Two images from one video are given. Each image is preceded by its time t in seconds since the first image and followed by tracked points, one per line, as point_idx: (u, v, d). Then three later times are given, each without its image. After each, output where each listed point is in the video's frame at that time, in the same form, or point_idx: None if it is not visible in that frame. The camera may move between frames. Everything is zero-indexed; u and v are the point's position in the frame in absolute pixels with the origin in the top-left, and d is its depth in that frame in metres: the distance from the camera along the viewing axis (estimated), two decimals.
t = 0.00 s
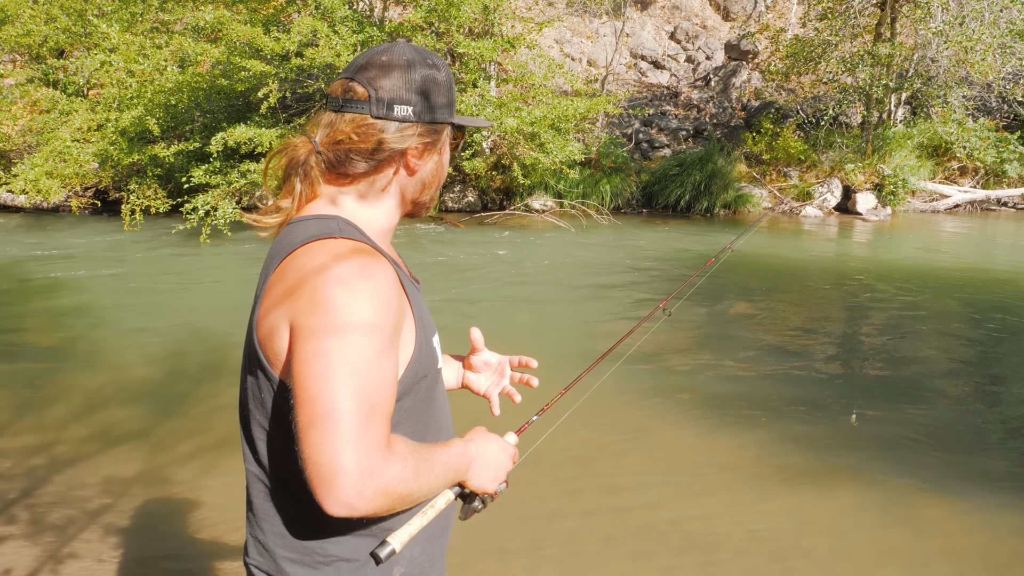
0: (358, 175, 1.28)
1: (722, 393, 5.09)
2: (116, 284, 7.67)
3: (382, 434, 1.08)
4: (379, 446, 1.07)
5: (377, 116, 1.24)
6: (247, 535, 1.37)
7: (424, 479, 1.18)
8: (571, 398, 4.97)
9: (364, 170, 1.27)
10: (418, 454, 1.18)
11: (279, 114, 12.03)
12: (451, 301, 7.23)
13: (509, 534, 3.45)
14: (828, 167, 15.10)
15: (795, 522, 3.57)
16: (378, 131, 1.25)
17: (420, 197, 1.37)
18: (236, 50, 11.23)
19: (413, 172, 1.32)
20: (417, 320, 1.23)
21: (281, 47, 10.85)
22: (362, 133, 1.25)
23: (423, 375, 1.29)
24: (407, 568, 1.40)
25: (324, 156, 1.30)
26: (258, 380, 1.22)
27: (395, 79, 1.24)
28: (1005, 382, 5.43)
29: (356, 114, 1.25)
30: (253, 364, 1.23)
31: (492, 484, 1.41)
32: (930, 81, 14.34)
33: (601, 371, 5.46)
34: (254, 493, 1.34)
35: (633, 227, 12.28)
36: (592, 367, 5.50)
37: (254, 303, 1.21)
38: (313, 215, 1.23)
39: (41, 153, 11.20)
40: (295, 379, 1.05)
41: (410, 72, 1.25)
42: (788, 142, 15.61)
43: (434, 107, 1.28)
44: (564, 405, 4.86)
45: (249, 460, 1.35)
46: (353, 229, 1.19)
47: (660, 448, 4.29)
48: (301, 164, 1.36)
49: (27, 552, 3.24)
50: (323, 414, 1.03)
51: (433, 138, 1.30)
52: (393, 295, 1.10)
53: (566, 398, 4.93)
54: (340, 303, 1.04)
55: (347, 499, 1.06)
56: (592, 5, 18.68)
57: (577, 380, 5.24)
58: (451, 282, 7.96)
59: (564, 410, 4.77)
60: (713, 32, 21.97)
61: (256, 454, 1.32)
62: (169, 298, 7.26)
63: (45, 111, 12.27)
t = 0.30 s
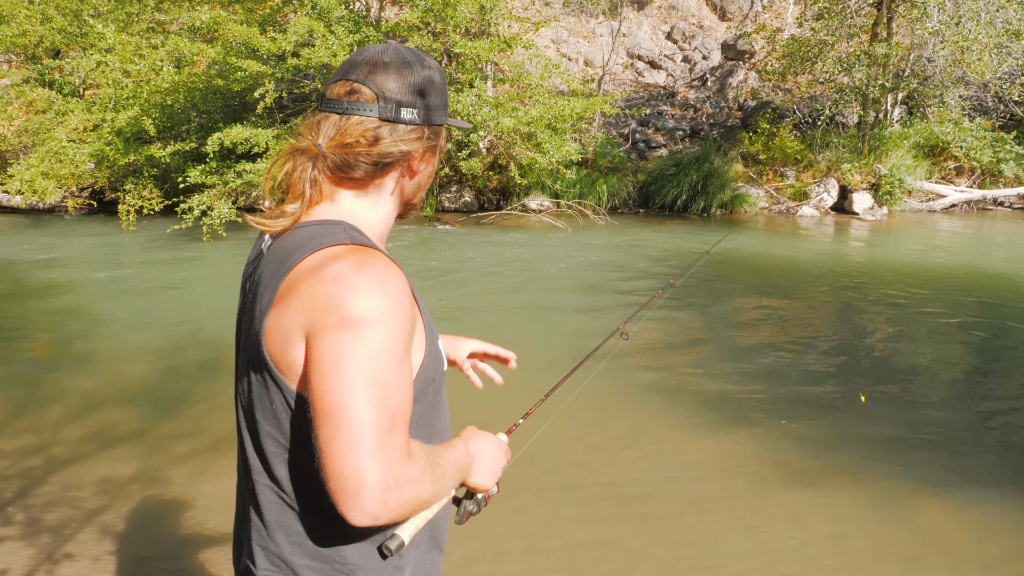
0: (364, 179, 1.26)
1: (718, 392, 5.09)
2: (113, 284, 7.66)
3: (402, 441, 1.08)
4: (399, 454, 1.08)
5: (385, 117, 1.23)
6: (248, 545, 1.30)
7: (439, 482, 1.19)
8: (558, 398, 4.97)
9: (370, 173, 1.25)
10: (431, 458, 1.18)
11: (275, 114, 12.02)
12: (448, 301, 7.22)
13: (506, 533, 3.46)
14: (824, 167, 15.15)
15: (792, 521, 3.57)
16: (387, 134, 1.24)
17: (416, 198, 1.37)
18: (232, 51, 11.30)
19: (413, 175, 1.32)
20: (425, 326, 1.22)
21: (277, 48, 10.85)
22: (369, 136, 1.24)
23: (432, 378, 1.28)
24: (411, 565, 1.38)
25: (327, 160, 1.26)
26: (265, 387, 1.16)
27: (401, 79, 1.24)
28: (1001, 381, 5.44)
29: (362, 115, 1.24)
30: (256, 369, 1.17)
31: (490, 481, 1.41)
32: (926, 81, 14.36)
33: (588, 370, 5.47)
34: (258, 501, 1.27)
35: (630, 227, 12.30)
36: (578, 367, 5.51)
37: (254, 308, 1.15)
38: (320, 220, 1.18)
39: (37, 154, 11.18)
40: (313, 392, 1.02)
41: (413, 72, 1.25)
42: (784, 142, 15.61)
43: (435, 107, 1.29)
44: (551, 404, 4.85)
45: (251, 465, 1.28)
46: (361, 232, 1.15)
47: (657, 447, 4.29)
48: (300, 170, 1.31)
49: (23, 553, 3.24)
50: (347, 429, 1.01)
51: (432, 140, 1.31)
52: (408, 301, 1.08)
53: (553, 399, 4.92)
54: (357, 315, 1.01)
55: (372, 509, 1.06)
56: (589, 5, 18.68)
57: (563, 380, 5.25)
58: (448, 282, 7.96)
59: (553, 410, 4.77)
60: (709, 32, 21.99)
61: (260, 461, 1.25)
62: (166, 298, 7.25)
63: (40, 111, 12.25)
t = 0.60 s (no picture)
0: (364, 176, 1.25)
1: (718, 390, 5.08)
2: (113, 283, 7.65)
3: (399, 448, 1.07)
4: (396, 462, 1.07)
5: (386, 113, 1.23)
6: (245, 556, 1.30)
7: (441, 489, 1.18)
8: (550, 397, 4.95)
9: (371, 170, 1.25)
10: (431, 463, 1.17)
11: (274, 112, 12.01)
12: (447, 299, 7.21)
13: (506, 531, 3.45)
14: (824, 164, 15.15)
15: (792, 519, 3.56)
16: (387, 130, 1.24)
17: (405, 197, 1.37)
18: (230, 49, 11.29)
19: (408, 171, 1.31)
20: (421, 327, 1.21)
21: (276, 46, 10.85)
22: (370, 133, 1.23)
23: (430, 379, 1.27)
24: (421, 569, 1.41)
25: (326, 158, 1.24)
26: (258, 397, 1.15)
27: (401, 75, 1.24)
28: (1001, 378, 5.43)
29: (363, 112, 1.23)
30: (249, 377, 1.16)
31: (506, 475, 1.39)
32: (926, 78, 14.35)
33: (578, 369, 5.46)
34: (254, 513, 1.27)
35: (630, 225, 12.29)
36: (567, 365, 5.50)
37: (246, 316, 1.14)
38: (314, 222, 1.17)
39: (36, 153, 11.16)
40: (306, 401, 1.02)
41: (411, 69, 1.26)
42: (784, 138, 15.58)
43: (429, 105, 1.30)
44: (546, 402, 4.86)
45: (246, 475, 1.28)
46: (353, 233, 1.13)
47: (656, 445, 4.28)
48: (299, 167, 1.27)
49: (23, 552, 3.23)
50: (339, 438, 1.01)
51: (426, 137, 1.32)
52: (402, 304, 1.07)
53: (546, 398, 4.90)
54: (347, 322, 1.00)
55: (367, 520, 1.05)
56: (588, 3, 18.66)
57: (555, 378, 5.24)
58: (448, 280, 7.95)
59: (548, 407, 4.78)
60: (709, 29, 21.96)
61: (254, 472, 1.25)
62: (164, 297, 7.24)
63: (39, 111, 12.24)
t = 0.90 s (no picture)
0: (358, 177, 1.24)
1: (721, 388, 5.08)
2: (116, 283, 7.67)
3: (395, 446, 1.07)
4: (392, 461, 1.06)
5: (382, 115, 1.23)
6: (244, 559, 1.30)
7: (436, 490, 1.18)
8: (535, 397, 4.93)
9: (365, 171, 1.24)
10: (427, 462, 1.17)
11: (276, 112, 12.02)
12: (450, 298, 7.22)
13: (509, 529, 3.45)
14: (827, 161, 15.14)
15: (795, 517, 3.55)
16: (381, 131, 1.24)
17: (394, 199, 1.37)
18: (232, 49, 11.41)
19: (398, 172, 1.31)
20: (420, 326, 1.21)
21: (278, 46, 10.87)
22: (366, 133, 1.23)
23: (431, 377, 1.27)
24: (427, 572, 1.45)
25: (320, 159, 1.23)
26: (253, 398, 1.15)
27: (395, 76, 1.24)
28: (1005, 375, 5.41)
29: (357, 112, 1.23)
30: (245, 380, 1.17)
31: (504, 475, 1.40)
32: (929, 74, 14.32)
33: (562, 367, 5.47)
34: (250, 517, 1.26)
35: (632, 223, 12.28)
36: (552, 362, 5.52)
37: (240, 317, 1.15)
38: (309, 221, 1.16)
39: (39, 153, 11.19)
40: (301, 398, 1.02)
41: (404, 70, 1.26)
42: (787, 136, 15.55)
43: (419, 108, 1.31)
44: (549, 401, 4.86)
45: (241, 480, 1.27)
46: (349, 233, 1.13)
47: (659, 444, 4.28)
48: (292, 169, 1.25)
49: (27, 551, 3.24)
50: (334, 436, 1.01)
51: (417, 140, 1.32)
52: (399, 302, 1.07)
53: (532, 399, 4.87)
54: (342, 319, 1.00)
55: (361, 520, 1.04)
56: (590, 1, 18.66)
57: (540, 375, 5.26)
58: (450, 280, 7.95)
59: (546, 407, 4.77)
60: (711, 27, 21.94)
61: (250, 476, 1.25)
62: (168, 297, 7.26)
63: (43, 111, 12.28)
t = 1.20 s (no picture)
0: (353, 179, 1.24)
1: (727, 387, 5.07)
2: (123, 284, 7.69)
3: (410, 449, 1.07)
4: (410, 463, 1.07)
5: (376, 117, 1.23)
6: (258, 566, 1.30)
7: (449, 489, 1.18)
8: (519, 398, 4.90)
9: (360, 174, 1.24)
10: (437, 463, 1.17)
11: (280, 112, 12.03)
12: (455, 298, 7.22)
13: (516, 529, 3.45)
14: (832, 159, 15.06)
15: (802, 517, 3.54)
16: (376, 133, 1.24)
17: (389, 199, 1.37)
18: (237, 49, 11.36)
19: (393, 174, 1.31)
20: (422, 326, 1.22)
21: (282, 46, 10.89)
22: (361, 135, 1.23)
23: (434, 376, 1.27)
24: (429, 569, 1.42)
25: (315, 162, 1.23)
26: (264, 407, 1.15)
27: (388, 77, 1.24)
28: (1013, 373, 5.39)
29: (351, 115, 1.22)
30: (251, 388, 1.16)
31: (492, 470, 1.40)
32: (935, 71, 14.27)
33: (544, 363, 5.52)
34: (266, 526, 1.26)
35: (637, 222, 12.27)
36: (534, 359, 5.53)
37: (242, 327, 1.13)
38: (306, 227, 1.16)
39: (46, 155, 11.23)
40: (314, 410, 1.02)
41: (396, 70, 1.26)
42: (792, 134, 15.51)
43: (412, 107, 1.30)
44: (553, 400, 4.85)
45: (254, 489, 1.26)
46: (347, 239, 1.13)
47: (665, 443, 4.27)
48: (287, 172, 1.25)
49: (35, 552, 3.25)
50: (352, 443, 1.01)
51: (410, 140, 1.32)
52: (403, 304, 1.07)
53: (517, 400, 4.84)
54: (351, 325, 1.00)
55: (385, 524, 1.05)
56: None
57: (523, 375, 5.23)
58: (454, 280, 7.95)
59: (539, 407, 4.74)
60: (715, 25, 21.89)
61: (265, 485, 1.24)
62: (174, 298, 7.27)
63: (49, 113, 12.34)
